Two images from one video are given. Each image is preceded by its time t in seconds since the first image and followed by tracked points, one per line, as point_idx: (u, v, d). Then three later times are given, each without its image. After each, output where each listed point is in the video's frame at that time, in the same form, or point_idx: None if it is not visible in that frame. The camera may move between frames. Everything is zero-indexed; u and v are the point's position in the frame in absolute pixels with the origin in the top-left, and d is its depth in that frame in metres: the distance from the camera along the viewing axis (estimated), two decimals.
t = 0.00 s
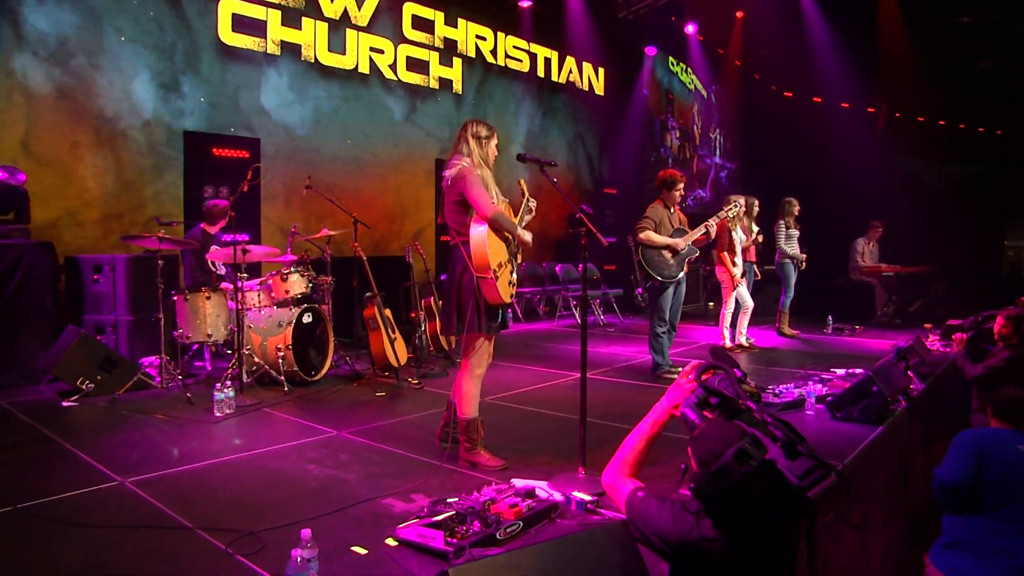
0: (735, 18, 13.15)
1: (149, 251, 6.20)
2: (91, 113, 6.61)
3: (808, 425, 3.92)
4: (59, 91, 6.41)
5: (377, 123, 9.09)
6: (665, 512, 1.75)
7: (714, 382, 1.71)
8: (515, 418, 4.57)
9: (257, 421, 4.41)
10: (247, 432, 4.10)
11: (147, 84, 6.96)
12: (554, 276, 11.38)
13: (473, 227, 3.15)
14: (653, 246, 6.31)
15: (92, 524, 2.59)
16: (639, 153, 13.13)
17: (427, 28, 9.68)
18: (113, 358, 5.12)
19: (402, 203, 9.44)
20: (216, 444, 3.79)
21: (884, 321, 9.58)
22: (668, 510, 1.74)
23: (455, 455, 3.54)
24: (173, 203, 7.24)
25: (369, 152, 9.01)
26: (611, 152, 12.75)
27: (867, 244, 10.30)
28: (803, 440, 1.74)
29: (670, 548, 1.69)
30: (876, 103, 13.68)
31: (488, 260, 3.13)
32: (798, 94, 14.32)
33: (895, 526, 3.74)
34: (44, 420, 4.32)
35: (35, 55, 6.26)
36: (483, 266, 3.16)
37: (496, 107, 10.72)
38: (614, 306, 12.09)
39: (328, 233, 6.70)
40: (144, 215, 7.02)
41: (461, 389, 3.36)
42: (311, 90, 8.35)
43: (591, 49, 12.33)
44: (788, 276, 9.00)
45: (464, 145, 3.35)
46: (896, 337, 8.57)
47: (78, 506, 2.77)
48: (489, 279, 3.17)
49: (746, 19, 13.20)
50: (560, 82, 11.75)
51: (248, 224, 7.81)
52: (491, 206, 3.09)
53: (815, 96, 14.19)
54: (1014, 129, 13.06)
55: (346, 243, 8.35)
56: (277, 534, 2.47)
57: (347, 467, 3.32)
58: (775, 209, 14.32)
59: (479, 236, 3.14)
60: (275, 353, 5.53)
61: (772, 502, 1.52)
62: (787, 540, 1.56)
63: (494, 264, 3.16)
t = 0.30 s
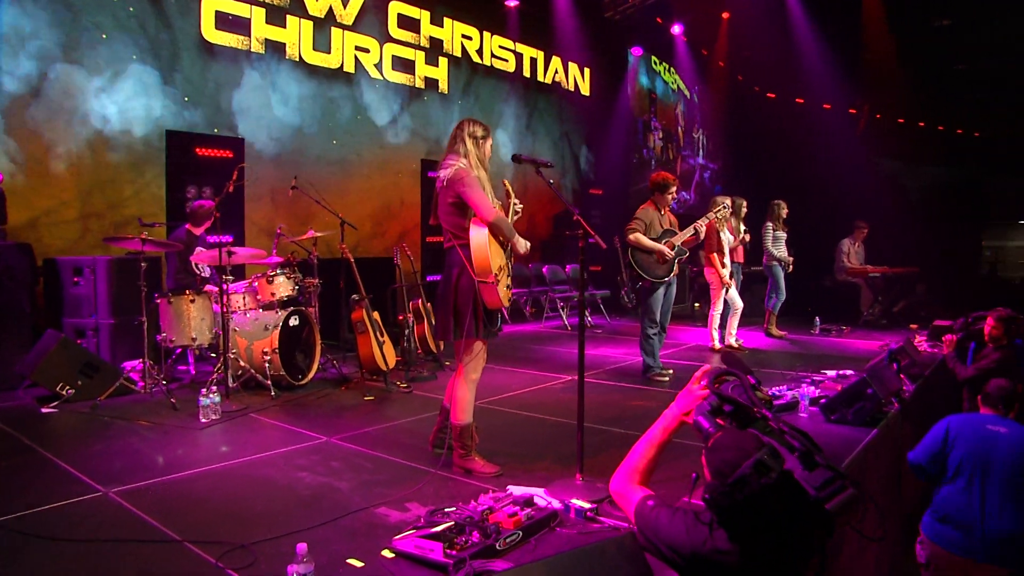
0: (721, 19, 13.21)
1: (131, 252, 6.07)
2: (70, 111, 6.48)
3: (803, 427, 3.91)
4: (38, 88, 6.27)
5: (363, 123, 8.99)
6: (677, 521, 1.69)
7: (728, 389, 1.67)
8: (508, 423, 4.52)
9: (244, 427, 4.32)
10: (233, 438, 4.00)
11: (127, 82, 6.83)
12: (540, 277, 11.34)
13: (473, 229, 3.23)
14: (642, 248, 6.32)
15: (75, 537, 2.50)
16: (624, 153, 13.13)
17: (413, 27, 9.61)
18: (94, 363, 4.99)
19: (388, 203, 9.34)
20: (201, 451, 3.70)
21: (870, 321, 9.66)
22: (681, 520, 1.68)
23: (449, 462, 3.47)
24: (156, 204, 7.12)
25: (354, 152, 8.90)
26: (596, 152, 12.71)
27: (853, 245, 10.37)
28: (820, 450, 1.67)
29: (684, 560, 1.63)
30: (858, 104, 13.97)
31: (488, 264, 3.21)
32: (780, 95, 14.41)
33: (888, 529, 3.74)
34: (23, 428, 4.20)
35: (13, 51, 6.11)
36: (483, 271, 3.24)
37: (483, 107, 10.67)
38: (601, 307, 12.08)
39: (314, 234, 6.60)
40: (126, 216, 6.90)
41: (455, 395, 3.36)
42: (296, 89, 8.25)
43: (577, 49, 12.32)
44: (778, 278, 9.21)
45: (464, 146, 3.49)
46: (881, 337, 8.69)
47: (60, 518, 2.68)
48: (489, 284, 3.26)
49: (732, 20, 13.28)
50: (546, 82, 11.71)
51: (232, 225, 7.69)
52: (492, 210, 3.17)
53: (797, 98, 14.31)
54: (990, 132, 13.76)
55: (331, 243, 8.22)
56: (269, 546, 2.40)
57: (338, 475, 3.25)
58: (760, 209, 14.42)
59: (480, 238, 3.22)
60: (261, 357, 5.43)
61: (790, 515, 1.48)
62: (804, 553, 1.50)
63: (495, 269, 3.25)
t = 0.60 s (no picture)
0: (705, 20, 13.29)
1: (111, 255, 5.93)
2: (47, 109, 6.32)
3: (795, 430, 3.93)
4: (14, 86, 6.11)
5: (346, 123, 8.89)
6: (686, 532, 1.67)
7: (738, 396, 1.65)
8: (497, 428, 4.48)
9: (229, 434, 4.22)
10: (218, 446, 3.91)
11: (108, 80, 6.70)
12: (525, 278, 11.34)
13: (469, 232, 3.20)
14: (628, 249, 6.28)
15: (55, 554, 2.40)
16: (608, 153, 13.16)
17: (396, 26, 9.53)
18: (73, 368, 4.86)
19: (372, 204, 9.25)
20: (185, 460, 3.60)
21: (854, 322, 10.02)
22: (691, 531, 1.67)
23: (441, 470, 3.41)
24: (136, 204, 6.99)
25: (338, 152, 8.80)
26: (579, 153, 12.70)
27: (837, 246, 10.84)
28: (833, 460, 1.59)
29: (695, 571, 1.62)
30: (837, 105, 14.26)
31: (485, 268, 3.18)
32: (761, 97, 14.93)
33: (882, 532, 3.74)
34: None
35: None
36: (480, 275, 3.20)
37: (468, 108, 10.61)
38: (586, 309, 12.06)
39: (299, 237, 6.50)
40: (105, 216, 6.77)
41: (447, 401, 3.30)
42: (279, 88, 8.13)
43: (561, 49, 12.30)
44: (764, 279, 9.47)
45: (455, 147, 3.44)
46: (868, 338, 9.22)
47: (39, 534, 2.58)
48: (487, 288, 3.23)
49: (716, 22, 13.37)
50: (530, 82, 11.66)
51: (214, 227, 7.57)
52: (487, 213, 3.15)
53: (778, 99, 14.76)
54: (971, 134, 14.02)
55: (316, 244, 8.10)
56: (260, 560, 2.33)
57: (328, 484, 3.18)
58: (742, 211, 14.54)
59: (477, 241, 3.18)
60: (246, 362, 5.32)
61: (805, 525, 1.45)
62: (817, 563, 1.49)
63: (492, 273, 3.22)
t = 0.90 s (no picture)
0: (687, 22, 13.40)
1: (86, 257, 5.79)
2: (21, 108, 6.16)
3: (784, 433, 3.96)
4: None
5: (327, 123, 8.78)
6: (691, 543, 1.68)
7: (741, 405, 1.64)
8: (484, 433, 4.44)
9: (210, 441, 4.12)
10: (200, 454, 3.81)
11: (83, 78, 6.55)
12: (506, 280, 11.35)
13: (464, 236, 3.17)
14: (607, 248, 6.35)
15: (31, 572, 2.31)
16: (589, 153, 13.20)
17: (377, 25, 9.44)
18: (48, 375, 4.74)
19: (353, 205, 9.17)
20: (166, 469, 3.50)
21: (835, 322, 10.42)
22: (696, 540, 1.67)
23: (430, 478, 3.36)
24: (114, 205, 6.88)
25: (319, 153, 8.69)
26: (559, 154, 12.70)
27: (818, 246, 11.13)
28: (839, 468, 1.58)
29: None
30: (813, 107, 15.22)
31: (480, 273, 3.16)
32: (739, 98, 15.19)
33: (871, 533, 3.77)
34: None
35: None
36: (475, 280, 3.18)
37: (449, 108, 10.56)
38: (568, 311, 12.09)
39: (280, 239, 6.39)
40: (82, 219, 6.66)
41: (435, 407, 3.26)
42: (258, 88, 8.01)
43: (545, 49, 12.32)
44: (745, 280, 9.56)
45: (442, 149, 3.39)
46: (848, 338, 9.53)
47: (15, 551, 2.49)
48: (480, 293, 3.19)
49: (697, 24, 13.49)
50: (511, 83, 11.62)
51: (192, 228, 7.46)
52: (481, 216, 3.10)
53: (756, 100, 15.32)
54: (951, 136, 15.30)
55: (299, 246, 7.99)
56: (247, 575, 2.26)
57: (315, 493, 3.11)
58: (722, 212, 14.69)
59: (472, 245, 3.16)
60: (227, 367, 5.22)
61: (814, 536, 1.44)
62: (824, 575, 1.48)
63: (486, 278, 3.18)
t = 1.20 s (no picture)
0: (665, 23, 13.55)
1: (57, 260, 5.64)
2: None
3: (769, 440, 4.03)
4: None
5: (305, 124, 8.68)
6: (693, 553, 1.67)
7: (740, 414, 1.64)
8: (468, 439, 4.41)
9: (189, 449, 4.02)
10: (178, 463, 3.72)
11: (54, 76, 6.40)
12: (486, 282, 11.35)
13: (450, 240, 3.18)
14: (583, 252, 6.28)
15: None
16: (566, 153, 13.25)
17: (355, 25, 9.35)
18: (18, 383, 4.67)
19: (331, 207, 9.08)
20: (144, 480, 3.41)
21: (813, 323, 10.69)
22: (697, 550, 1.67)
23: (416, 486, 3.31)
24: (85, 206, 6.72)
25: (297, 154, 8.59)
26: (538, 155, 12.73)
27: (795, 248, 11.31)
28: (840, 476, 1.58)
29: None
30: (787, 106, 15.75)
31: (467, 280, 3.19)
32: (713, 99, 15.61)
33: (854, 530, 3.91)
34: None
35: None
36: (462, 287, 3.20)
37: (429, 110, 10.52)
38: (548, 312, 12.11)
39: (259, 241, 6.28)
40: (53, 222, 6.49)
41: (421, 415, 3.22)
42: (235, 88, 7.90)
43: (524, 48, 12.32)
44: (724, 281, 9.66)
45: (428, 151, 3.35)
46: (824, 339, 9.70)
47: None
48: (467, 299, 3.21)
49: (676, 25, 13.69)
50: (489, 83, 11.59)
51: (167, 230, 7.32)
52: (470, 222, 3.10)
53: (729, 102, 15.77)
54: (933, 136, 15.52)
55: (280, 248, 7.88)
56: None
57: (299, 503, 3.04)
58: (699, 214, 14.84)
59: (459, 249, 3.18)
60: (205, 372, 5.12)
61: (818, 547, 1.41)
62: None
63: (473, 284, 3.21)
